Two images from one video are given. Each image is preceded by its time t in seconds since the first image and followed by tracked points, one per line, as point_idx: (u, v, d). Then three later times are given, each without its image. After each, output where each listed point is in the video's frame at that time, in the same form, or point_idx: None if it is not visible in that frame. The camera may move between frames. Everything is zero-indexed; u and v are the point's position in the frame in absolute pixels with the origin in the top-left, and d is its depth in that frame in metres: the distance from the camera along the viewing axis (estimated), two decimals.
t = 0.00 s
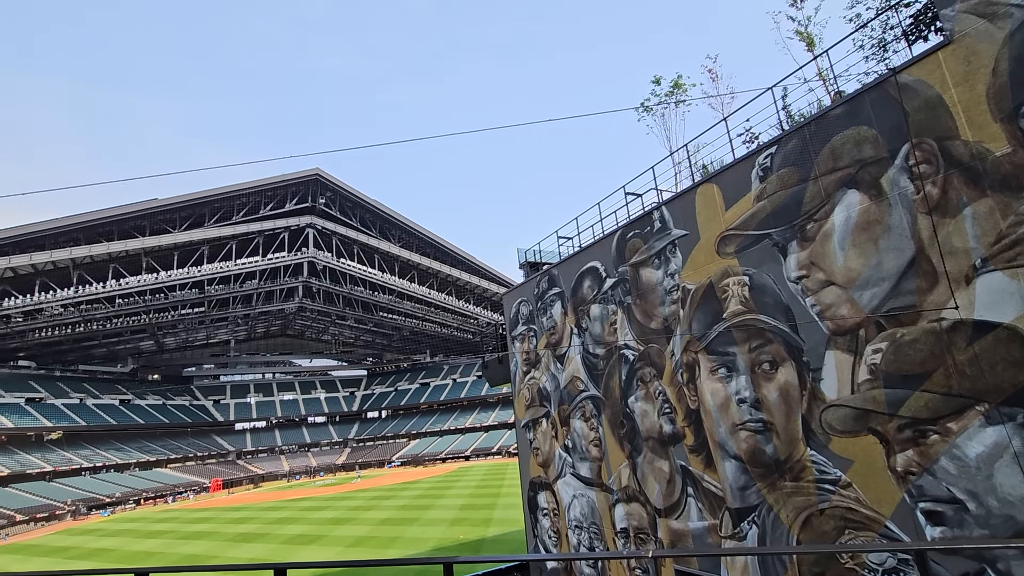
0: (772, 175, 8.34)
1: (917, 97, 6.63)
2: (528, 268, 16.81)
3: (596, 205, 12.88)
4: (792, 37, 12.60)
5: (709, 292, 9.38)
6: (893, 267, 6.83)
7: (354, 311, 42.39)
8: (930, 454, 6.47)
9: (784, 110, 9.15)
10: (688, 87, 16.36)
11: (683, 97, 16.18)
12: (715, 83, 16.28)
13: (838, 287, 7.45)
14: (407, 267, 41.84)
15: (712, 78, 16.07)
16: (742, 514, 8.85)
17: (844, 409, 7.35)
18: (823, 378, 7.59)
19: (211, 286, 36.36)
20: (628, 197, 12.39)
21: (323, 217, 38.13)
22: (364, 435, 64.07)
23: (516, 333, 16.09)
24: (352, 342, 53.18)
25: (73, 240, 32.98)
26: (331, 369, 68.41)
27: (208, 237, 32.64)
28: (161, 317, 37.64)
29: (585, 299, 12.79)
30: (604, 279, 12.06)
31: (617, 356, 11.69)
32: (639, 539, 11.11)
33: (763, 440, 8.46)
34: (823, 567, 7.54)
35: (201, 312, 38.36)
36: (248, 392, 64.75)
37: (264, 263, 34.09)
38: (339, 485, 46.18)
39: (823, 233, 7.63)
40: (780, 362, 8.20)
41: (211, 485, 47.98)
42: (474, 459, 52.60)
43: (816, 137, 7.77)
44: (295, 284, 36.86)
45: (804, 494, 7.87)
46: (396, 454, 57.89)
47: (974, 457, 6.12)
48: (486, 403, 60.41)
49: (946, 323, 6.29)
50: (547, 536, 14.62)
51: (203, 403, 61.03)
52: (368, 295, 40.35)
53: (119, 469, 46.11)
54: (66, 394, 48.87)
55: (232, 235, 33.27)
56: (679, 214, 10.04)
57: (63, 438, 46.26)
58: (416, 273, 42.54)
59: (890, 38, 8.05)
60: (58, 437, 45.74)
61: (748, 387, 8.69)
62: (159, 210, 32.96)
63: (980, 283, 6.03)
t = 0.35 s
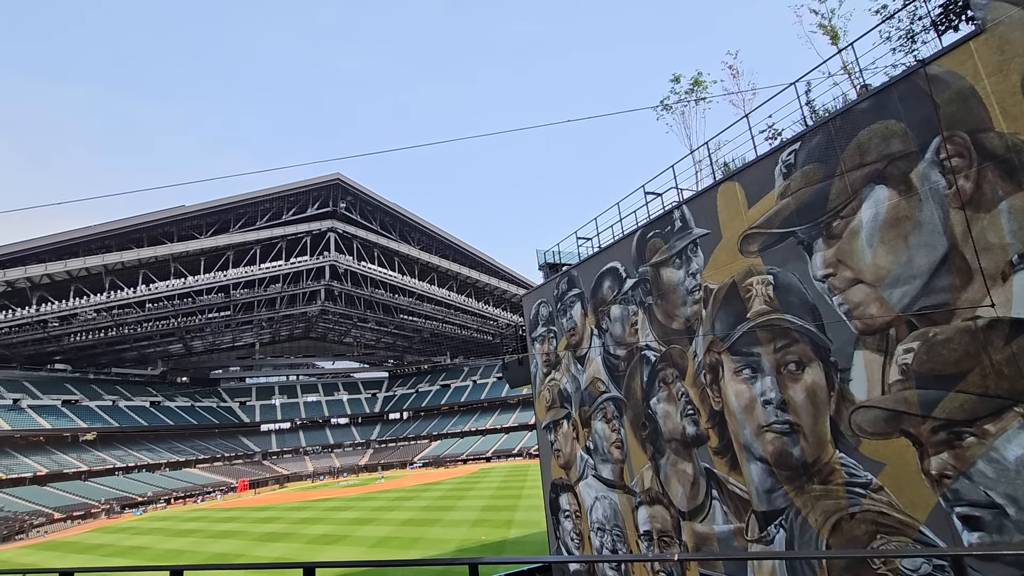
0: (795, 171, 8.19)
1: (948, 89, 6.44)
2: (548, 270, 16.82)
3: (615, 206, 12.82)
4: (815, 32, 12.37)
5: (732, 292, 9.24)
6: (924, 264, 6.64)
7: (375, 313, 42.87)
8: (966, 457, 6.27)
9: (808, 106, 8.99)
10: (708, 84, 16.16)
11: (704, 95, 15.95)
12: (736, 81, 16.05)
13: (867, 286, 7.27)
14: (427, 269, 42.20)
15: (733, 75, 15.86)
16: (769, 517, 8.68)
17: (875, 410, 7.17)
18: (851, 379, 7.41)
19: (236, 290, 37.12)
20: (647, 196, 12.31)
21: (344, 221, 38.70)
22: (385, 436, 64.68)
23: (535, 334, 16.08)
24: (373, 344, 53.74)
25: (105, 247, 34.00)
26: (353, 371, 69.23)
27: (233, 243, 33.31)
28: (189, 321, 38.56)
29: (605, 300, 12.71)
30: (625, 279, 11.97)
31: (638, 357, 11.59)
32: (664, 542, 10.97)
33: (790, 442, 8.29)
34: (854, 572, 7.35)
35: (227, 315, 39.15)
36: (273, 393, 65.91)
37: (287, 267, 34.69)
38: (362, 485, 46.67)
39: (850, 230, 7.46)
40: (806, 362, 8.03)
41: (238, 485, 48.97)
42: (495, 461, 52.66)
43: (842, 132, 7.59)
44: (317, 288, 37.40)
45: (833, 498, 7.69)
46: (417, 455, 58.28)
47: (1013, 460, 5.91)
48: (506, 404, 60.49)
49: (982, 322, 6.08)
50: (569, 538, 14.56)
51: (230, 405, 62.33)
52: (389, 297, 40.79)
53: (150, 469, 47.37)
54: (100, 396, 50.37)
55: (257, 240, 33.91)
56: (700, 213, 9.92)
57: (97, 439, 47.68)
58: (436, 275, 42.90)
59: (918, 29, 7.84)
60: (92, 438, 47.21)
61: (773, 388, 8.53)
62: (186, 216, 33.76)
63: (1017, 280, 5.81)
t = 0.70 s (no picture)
0: (823, 167, 8.01)
1: (984, 79, 6.23)
2: (569, 270, 16.76)
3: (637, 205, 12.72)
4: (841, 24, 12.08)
5: (759, 291, 9.06)
6: (961, 261, 6.43)
7: (398, 315, 43.33)
8: (1008, 461, 6.04)
9: (835, 100, 8.79)
10: (731, 81, 15.89)
11: (726, 91, 15.71)
12: (760, 76, 15.78)
13: (899, 284, 7.06)
14: (448, 271, 42.50)
15: (757, 70, 15.60)
16: (799, 522, 8.49)
17: (910, 412, 6.96)
18: (885, 380, 7.19)
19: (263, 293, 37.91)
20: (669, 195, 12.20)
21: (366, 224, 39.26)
22: (409, 437, 65.24)
23: (557, 335, 16.04)
24: (396, 346, 54.29)
25: (137, 252, 35.10)
26: (377, 372, 70.04)
27: (259, 247, 34.03)
28: (218, 324, 39.53)
29: (628, 300, 12.61)
30: (647, 279, 11.86)
31: (661, 357, 11.47)
32: (690, 545, 10.81)
33: (820, 445, 8.08)
34: None
35: (254, 318, 39.99)
36: (299, 395, 67.09)
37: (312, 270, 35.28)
38: (386, 486, 47.16)
39: (881, 226, 7.25)
40: (837, 363, 7.83)
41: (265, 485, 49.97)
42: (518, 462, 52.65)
43: (872, 126, 7.39)
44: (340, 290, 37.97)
45: (867, 502, 7.47)
46: (440, 456, 58.64)
47: None
48: (528, 405, 60.45)
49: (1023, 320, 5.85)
50: (593, 540, 14.46)
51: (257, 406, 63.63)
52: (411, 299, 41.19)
53: (182, 468, 48.69)
54: (134, 397, 51.94)
55: (282, 244, 34.56)
56: (725, 211, 9.77)
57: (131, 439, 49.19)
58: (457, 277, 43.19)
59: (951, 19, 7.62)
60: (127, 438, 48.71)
61: (802, 389, 8.34)
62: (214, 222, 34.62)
63: None
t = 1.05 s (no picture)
0: (851, 164, 7.82)
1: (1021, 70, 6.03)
2: (590, 271, 16.66)
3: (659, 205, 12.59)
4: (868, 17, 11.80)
5: (786, 291, 8.88)
6: (998, 258, 6.22)
7: (420, 317, 43.72)
8: None
9: (863, 94, 8.60)
10: (754, 77, 15.58)
11: (750, 87, 15.39)
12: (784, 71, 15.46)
13: (934, 282, 6.84)
14: (469, 273, 42.71)
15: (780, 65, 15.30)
16: (830, 526, 8.28)
17: (946, 414, 6.74)
18: (919, 381, 6.97)
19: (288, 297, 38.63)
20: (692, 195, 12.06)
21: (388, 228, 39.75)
22: (431, 439, 65.65)
23: (579, 337, 15.94)
24: (418, 348, 54.72)
25: (168, 259, 36.14)
26: (399, 375, 70.67)
27: (284, 252, 34.68)
28: (245, 327, 40.39)
29: (650, 301, 12.48)
30: (670, 280, 11.72)
31: (685, 359, 11.33)
32: (716, 550, 10.63)
33: (852, 448, 7.87)
34: None
35: (280, 322, 40.75)
36: (323, 397, 68.11)
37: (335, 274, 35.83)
38: (409, 487, 47.54)
39: (914, 223, 7.03)
40: (868, 364, 7.63)
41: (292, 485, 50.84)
42: (540, 464, 52.51)
43: (903, 119, 7.20)
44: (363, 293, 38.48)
45: (902, 507, 7.25)
46: (463, 458, 58.86)
47: None
48: (550, 407, 60.28)
49: None
50: (617, 543, 14.32)
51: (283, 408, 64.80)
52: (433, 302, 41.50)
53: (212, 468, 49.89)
54: (165, 399, 53.39)
55: (306, 248, 35.17)
56: (749, 210, 9.61)
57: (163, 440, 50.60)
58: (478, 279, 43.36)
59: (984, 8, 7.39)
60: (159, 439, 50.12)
61: (832, 391, 8.13)
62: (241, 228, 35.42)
63: None
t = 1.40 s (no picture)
0: (880, 159, 7.63)
1: None
2: (611, 272, 16.59)
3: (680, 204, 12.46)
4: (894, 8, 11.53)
5: (812, 290, 8.70)
6: None
7: (441, 320, 44.05)
8: None
9: (891, 88, 8.39)
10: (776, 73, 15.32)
11: (772, 83, 15.13)
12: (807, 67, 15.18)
13: (968, 280, 6.63)
14: (489, 276, 42.88)
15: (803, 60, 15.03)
16: (861, 532, 8.07)
17: (983, 416, 6.52)
18: (955, 383, 6.75)
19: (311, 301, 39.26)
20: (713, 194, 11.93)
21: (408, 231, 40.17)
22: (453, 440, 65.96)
23: (600, 338, 15.87)
24: (439, 350, 55.07)
25: (196, 265, 37.06)
26: (421, 377, 71.23)
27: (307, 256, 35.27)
28: (270, 331, 41.14)
29: (672, 302, 12.35)
30: (692, 280, 11.59)
31: (709, 360, 11.18)
32: (743, 554, 10.46)
33: (883, 451, 7.66)
34: None
35: (304, 325, 41.45)
36: (347, 399, 69.03)
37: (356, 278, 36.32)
38: (432, 489, 47.85)
39: (947, 219, 6.83)
40: (900, 364, 7.41)
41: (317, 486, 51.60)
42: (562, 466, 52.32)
43: (933, 113, 7.00)
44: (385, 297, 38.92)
45: (937, 512, 7.04)
46: (485, 459, 59.01)
47: None
48: (571, 409, 60.07)
49: None
50: (642, 547, 14.21)
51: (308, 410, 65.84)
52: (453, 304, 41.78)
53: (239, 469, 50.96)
54: (194, 401, 54.70)
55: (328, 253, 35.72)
56: (774, 208, 9.46)
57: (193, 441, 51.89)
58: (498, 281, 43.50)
59: None
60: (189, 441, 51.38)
61: (862, 392, 7.94)
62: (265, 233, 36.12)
63: None
